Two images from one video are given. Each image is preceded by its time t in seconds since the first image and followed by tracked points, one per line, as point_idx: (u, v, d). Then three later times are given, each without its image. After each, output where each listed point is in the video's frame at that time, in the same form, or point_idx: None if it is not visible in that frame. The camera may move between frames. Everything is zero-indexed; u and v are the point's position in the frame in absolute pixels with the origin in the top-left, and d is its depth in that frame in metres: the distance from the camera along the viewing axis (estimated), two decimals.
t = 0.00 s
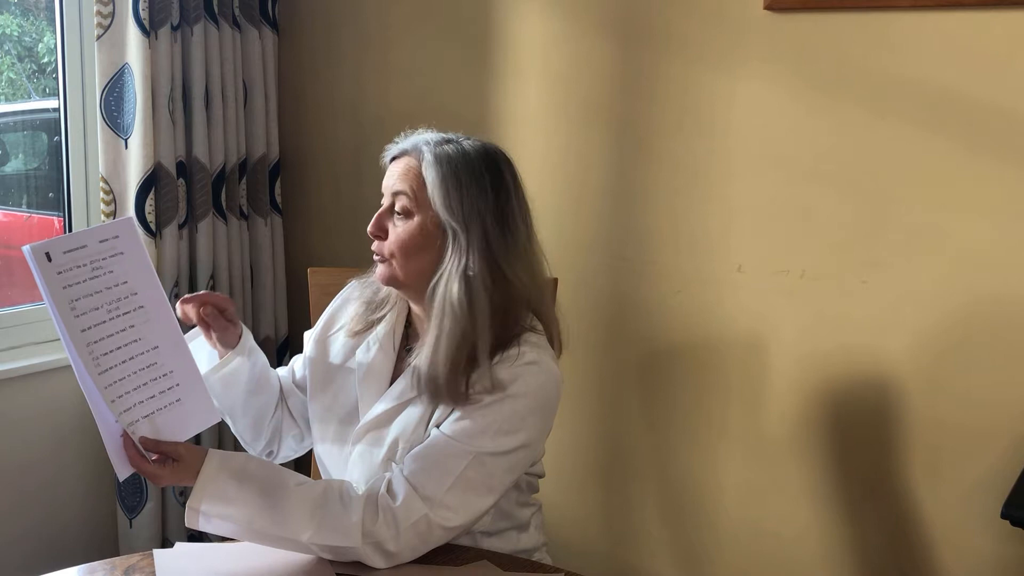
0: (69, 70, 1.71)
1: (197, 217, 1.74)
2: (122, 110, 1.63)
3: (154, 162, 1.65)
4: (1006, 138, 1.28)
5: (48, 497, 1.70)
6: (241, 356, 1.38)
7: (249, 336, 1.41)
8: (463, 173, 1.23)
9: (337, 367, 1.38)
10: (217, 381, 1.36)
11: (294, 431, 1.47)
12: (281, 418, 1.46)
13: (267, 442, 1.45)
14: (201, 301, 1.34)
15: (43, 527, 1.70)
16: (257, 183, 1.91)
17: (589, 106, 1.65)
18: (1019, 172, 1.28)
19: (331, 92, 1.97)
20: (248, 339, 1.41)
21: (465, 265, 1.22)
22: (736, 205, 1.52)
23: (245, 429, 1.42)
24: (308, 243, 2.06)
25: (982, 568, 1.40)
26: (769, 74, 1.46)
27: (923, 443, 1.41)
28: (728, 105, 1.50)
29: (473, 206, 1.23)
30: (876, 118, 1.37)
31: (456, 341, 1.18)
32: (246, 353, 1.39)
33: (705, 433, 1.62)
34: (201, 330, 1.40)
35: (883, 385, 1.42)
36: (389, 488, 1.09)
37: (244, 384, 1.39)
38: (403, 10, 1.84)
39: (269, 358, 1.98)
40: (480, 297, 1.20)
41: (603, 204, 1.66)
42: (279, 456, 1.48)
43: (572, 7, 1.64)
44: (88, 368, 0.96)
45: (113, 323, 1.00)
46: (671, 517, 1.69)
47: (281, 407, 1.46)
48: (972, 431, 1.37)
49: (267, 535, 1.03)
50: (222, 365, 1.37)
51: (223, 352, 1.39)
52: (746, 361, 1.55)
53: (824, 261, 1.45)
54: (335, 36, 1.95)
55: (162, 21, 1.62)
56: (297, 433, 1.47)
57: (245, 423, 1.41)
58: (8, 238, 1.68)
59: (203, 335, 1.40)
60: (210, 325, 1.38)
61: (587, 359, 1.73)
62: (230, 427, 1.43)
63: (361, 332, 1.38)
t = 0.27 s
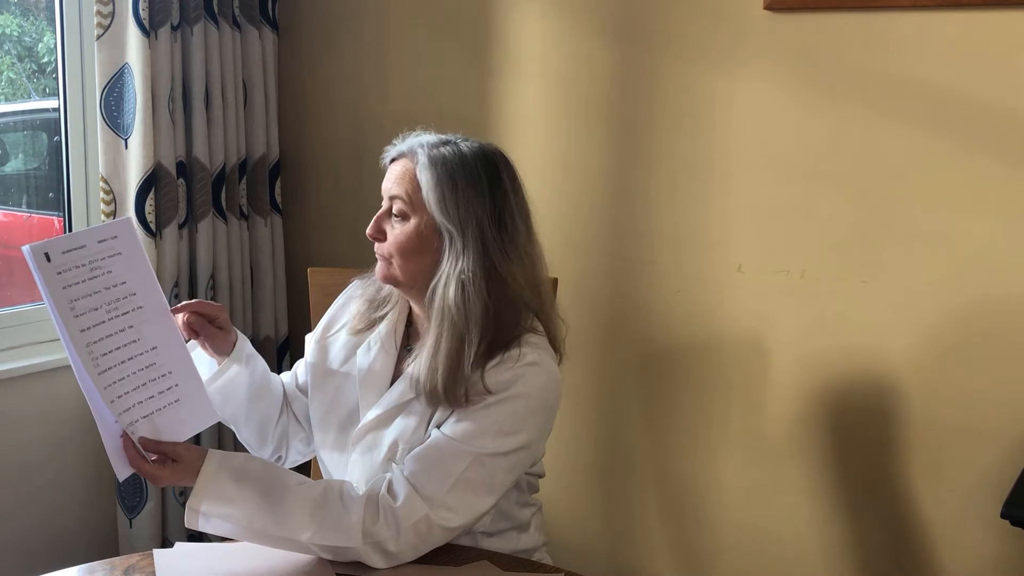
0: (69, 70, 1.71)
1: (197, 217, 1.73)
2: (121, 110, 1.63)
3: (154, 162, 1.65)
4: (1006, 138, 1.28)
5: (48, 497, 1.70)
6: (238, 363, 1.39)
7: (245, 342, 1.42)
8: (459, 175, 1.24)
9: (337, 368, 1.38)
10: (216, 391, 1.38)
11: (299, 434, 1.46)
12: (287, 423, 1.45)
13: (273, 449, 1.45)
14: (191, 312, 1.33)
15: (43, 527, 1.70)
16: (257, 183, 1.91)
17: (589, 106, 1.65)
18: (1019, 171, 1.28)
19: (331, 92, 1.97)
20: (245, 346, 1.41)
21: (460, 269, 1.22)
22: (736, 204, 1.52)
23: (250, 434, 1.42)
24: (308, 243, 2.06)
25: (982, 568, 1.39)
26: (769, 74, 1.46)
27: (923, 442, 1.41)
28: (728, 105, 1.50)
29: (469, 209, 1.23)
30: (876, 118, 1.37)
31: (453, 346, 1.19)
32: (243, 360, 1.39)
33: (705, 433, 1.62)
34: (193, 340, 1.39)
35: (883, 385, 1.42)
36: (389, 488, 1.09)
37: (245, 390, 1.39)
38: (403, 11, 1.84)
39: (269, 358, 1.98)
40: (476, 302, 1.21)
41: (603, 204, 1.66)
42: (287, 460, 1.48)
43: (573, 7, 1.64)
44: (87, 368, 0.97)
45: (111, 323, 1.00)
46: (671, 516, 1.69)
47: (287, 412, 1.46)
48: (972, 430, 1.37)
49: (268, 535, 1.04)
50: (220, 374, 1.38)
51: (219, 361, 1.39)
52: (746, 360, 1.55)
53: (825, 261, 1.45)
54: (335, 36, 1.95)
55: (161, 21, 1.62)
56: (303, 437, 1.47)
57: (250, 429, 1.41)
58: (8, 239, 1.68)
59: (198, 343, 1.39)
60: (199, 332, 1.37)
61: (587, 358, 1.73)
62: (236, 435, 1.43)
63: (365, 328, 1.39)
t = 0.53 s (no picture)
0: (69, 71, 1.71)
1: (197, 217, 1.74)
2: (121, 110, 1.63)
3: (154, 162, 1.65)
4: (1006, 138, 1.28)
5: (48, 497, 1.70)
6: (238, 365, 1.39)
7: (245, 343, 1.41)
8: (467, 175, 1.24)
9: (337, 368, 1.38)
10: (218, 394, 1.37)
11: (299, 434, 1.46)
12: (287, 422, 1.45)
13: (274, 449, 1.45)
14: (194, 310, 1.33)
15: (44, 527, 1.70)
16: (258, 183, 1.91)
17: (589, 106, 1.65)
18: (1018, 171, 1.28)
19: (331, 92, 1.97)
20: (246, 347, 1.41)
21: (467, 267, 1.22)
22: (736, 204, 1.52)
23: (250, 435, 1.42)
24: (308, 243, 2.06)
25: (982, 568, 1.39)
26: (769, 74, 1.45)
27: (922, 442, 1.41)
28: (728, 105, 1.50)
29: (477, 209, 1.23)
30: (876, 118, 1.37)
31: (457, 343, 1.19)
32: (243, 361, 1.39)
33: (705, 433, 1.62)
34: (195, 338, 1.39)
35: (882, 385, 1.42)
36: (389, 488, 1.09)
37: (245, 391, 1.39)
38: (403, 11, 1.84)
39: (269, 358, 1.98)
40: (482, 301, 1.21)
41: (603, 204, 1.66)
42: (286, 460, 1.48)
43: (573, 7, 1.64)
44: (88, 367, 0.96)
45: (113, 322, 1.00)
46: (671, 516, 1.69)
47: (286, 412, 1.46)
48: (972, 430, 1.37)
49: (267, 535, 1.03)
50: (221, 375, 1.38)
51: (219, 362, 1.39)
52: (746, 360, 1.55)
53: (825, 261, 1.45)
54: (334, 36, 1.95)
55: (162, 21, 1.62)
56: (303, 436, 1.47)
57: (250, 430, 1.41)
58: (8, 238, 1.68)
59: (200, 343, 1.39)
60: (202, 332, 1.37)
61: (587, 358, 1.73)
62: (236, 435, 1.43)
63: (363, 330, 1.39)
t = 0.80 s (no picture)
0: (69, 70, 1.71)
1: (197, 217, 1.74)
2: (121, 110, 1.63)
3: (154, 162, 1.65)
4: (1006, 138, 1.28)
5: (48, 497, 1.70)
6: (237, 364, 1.39)
7: (244, 343, 1.41)
8: (471, 175, 1.24)
9: (337, 367, 1.38)
10: (217, 391, 1.38)
11: (299, 433, 1.46)
12: (286, 421, 1.45)
13: (273, 447, 1.45)
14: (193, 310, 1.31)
15: (44, 527, 1.70)
16: (258, 183, 1.91)
17: (589, 106, 1.65)
18: (1019, 171, 1.28)
19: (331, 92, 1.97)
20: (244, 346, 1.41)
21: (470, 267, 1.22)
22: (736, 204, 1.52)
23: (250, 434, 1.42)
24: (308, 243, 2.06)
25: (982, 568, 1.40)
26: (769, 74, 1.45)
27: (923, 442, 1.40)
28: (728, 105, 1.50)
29: (480, 209, 1.24)
30: (877, 118, 1.37)
31: (460, 342, 1.19)
32: (242, 361, 1.40)
33: (705, 433, 1.62)
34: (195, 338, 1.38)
35: (882, 385, 1.42)
36: (390, 488, 1.09)
37: (244, 391, 1.40)
38: (403, 11, 1.84)
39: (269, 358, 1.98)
40: (485, 301, 1.21)
41: (603, 204, 1.66)
42: (285, 459, 1.48)
43: (573, 7, 1.64)
44: (88, 367, 0.97)
45: (113, 322, 1.00)
46: (671, 516, 1.69)
47: (285, 411, 1.46)
48: (972, 430, 1.37)
49: (267, 535, 1.03)
50: (220, 374, 1.38)
51: (218, 362, 1.39)
52: (746, 360, 1.55)
53: (825, 261, 1.45)
54: (334, 36, 1.95)
55: (162, 21, 1.62)
56: (302, 435, 1.46)
57: (249, 429, 1.41)
58: (8, 238, 1.68)
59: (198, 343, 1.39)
60: (200, 333, 1.36)
61: (587, 358, 1.73)
62: (236, 435, 1.44)
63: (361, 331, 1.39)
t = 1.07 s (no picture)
0: (69, 70, 1.71)
1: (197, 217, 1.74)
2: (121, 110, 1.63)
3: (154, 162, 1.65)
4: (1006, 138, 1.28)
5: (48, 497, 1.70)
6: (237, 367, 1.38)
7: (242, 345, 1.41)
8: (466, 174, 1.24)
9: (337, 368, 1.38)
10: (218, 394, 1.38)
11: (299, 434, 1.46)
12: (285, 423, 1.45)
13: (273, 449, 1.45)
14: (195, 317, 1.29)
15: (44, 527, 1.70)
16: (257, 183, 1.91)
17: (589, 106, 1.65)
18: (1019, 171, 1.28)
19: (332, 92, 1.97)
20: (244, 349, 1.41)
21: (468, 267, 1.22)
22: (736, 204, 1.52)
23: (250, 436, 1.42)
24: (308, 243, 2.06)
25: (982, 568, 1.40)
26: (769, 74, 1.45)
27: (923, 443, 1.41)
28: (728, 105, 1.50)
29: (476, 207, 1.23)
30: (877, 118, 1.37)
31: (458, 342, 1.19)
32: (242, 364, 1.39)
33: (705, 433, 1.62)
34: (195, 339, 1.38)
35: (883, 385, 1.42)
36: (390, 488, 1.09)
37: (244, 393, 1.39)
38: (403, 11, 1.84)
39: (269, 359, 1.98)
40: (483, 299, 1.21)
41: (603, 204, 1.66)
42: (285, 460, 1.48)
43: (573, 7, 1.64)
44: (88, 366, 0.97)
45: (114, 321, 1.01)
46: (671, 516, 1.69)
47: (285, 412, 1.46)
48: (972, 430, 1.37)
49: (268, 535, 1.03)
50: (220, 377, 1.37)
51: (218, 366, 1.39)
52: (746, 360, 1.55)
53: (825, 261, 1.45)
54: (335, 36, 1.95)
55: (162, 21, 1.62)
56: (302, 436, 1.47)
57: (249, 431, 1.41)
58: (8, 238, 1.68)
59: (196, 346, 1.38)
60: (199, 337, 1.35)
61: (587, 358, 1.73)
62: (235, 437, 1.44)
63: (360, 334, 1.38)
